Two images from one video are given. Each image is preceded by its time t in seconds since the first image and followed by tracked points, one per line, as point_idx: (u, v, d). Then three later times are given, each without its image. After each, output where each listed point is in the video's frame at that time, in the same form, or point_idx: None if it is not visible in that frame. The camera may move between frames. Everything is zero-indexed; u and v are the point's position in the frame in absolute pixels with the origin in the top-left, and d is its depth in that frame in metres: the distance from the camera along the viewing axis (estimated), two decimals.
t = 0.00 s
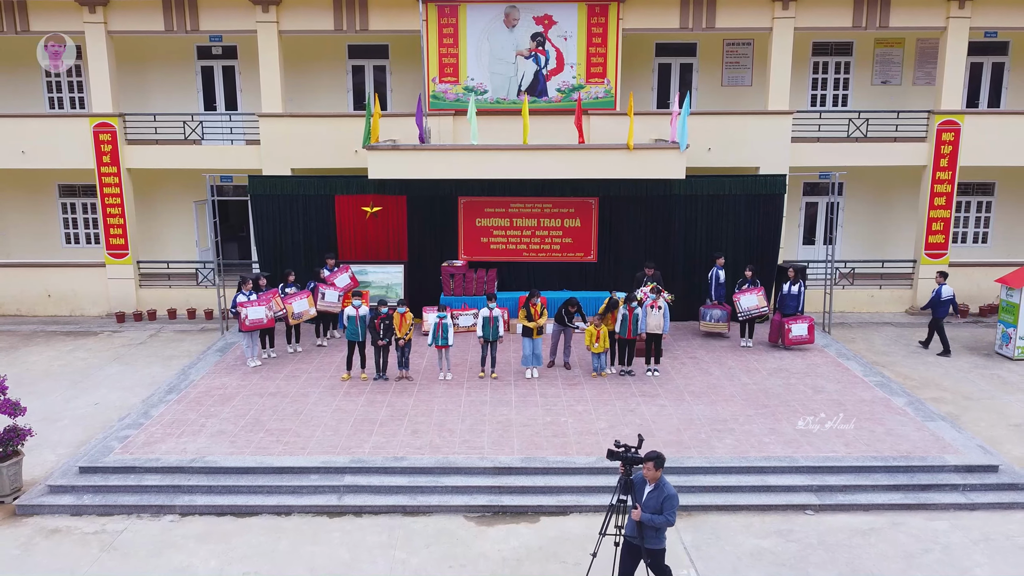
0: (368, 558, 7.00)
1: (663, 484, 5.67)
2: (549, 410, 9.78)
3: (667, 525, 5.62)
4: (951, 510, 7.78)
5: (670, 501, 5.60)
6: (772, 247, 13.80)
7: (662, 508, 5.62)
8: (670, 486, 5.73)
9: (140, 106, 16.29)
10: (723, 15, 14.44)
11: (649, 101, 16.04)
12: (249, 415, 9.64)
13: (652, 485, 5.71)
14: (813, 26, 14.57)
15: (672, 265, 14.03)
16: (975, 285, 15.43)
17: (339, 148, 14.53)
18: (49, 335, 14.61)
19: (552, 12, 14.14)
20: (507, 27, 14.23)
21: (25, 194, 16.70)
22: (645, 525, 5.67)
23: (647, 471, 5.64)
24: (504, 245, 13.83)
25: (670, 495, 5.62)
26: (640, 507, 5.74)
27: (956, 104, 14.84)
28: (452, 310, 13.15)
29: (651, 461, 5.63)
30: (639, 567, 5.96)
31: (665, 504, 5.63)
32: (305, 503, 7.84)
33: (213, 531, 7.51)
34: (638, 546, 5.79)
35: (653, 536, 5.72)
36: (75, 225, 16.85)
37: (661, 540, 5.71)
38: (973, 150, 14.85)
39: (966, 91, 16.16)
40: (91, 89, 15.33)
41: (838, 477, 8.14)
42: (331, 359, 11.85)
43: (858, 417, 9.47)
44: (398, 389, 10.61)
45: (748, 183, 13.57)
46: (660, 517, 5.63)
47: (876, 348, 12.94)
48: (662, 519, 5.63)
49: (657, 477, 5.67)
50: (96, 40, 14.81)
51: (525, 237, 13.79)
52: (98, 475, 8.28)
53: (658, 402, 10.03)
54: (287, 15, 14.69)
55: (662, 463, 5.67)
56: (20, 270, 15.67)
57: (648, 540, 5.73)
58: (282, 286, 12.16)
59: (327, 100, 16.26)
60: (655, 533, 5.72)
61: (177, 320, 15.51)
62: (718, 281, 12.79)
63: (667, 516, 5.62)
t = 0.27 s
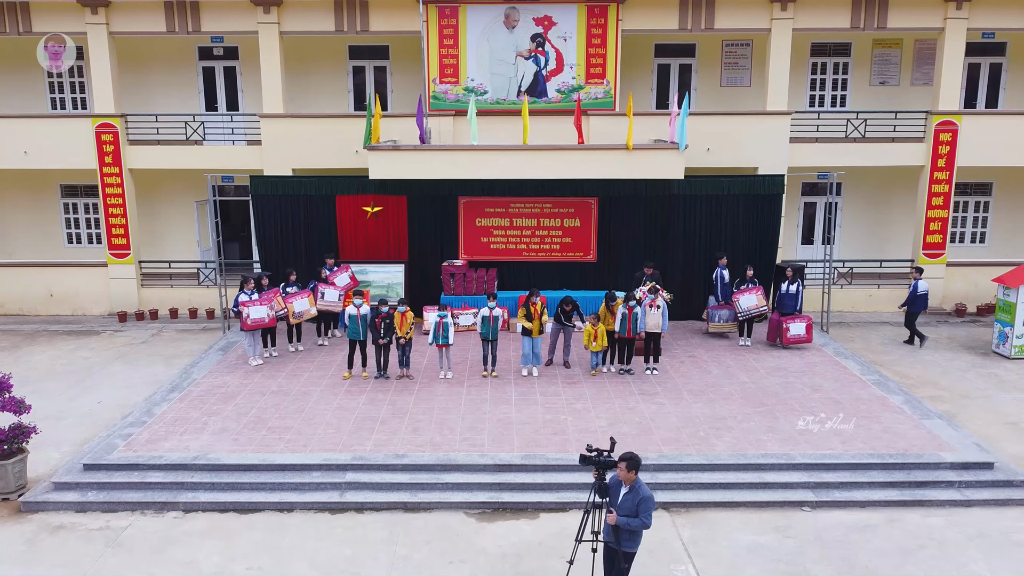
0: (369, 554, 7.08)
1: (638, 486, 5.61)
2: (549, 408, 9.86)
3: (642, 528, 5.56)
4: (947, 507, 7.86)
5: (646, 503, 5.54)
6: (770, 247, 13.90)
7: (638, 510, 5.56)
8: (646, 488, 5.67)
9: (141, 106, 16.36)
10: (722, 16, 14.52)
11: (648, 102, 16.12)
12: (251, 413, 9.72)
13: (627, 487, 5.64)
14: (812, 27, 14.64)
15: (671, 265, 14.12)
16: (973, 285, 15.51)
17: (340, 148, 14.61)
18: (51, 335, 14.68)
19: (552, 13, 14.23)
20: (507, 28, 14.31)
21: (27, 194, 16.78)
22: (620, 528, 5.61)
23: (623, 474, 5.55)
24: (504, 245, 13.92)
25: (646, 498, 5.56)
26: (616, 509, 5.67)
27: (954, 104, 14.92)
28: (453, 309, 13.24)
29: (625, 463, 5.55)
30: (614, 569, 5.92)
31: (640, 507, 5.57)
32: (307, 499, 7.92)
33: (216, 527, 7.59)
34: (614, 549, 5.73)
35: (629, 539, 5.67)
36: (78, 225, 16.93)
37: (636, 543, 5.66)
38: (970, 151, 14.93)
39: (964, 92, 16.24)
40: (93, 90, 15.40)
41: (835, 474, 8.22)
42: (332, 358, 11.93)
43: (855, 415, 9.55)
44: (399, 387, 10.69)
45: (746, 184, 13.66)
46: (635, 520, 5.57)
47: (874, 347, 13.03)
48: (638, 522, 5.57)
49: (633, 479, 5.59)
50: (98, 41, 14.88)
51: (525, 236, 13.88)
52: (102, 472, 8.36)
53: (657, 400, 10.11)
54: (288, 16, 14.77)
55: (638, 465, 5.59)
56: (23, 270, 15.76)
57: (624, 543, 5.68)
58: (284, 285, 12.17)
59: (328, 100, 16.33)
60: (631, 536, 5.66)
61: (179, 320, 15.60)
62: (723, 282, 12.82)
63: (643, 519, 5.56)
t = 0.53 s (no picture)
0: (372, 547, 7.21)
1: (613, 495, 5.50)
2: (549, 404, 10.00)
3: (611, 537, 5.47)
4: (939, 501, 7.99)
5: (617, 513, 5.44)
6: (767, 246, 14.06)
7: (608, 519, 5.47)
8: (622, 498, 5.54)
9: (144, 106, 16.50)
10: (720, 17, 14.65)
11: (647, 102, 16.26)
12: (255, 409, 9.86)
13: (602, 494, 5.55)
14: (809, 28, 14.77)
15: (670, 263, 14.25)
16: (969, 284, 15.65)
17: (341, 148, 14.74)
18: (55, 333, 14.81)
19: (551, 14, 14.36)
20: (506, 29, 14.44)
21: (31, 194, 16.91)
22: (591, 534, 5.55)
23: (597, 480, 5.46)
24: (504, 243, 14.05)
25: (618, 508, 5.44)
26: (589, 513, 5.61)
27: (950, 105, 15.06)
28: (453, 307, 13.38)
29: (600, 469, 5.45)
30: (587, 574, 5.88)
31: (611, 515, 5.47)
32: (310, 493, 8.05)
33: (221, 521, 7.72)
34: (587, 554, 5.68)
35: (600, 545, 5.60)
36: (81, 224, 17.07)
37: (607, 551, 5.58)
38: (966, 151, 15.06)
39: (960, 92, 16.37)
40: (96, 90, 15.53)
41: (830, 469, 8.35)
42: (334, 355, 12.06)
43: (850, 411, 9.68)
44: (400, 384, 10.83)
45: (744, 183, 13.80)
46: (605, 528, 5.48)
47: (870, 345, 13.16)
48: (607, 530, 5.48)
49: (608, 487, 5.48)
50: (102, 42, 15.01)
51: (524, 235, 14.02)
52: (108, 467, 8.49)
53: (655, 396, 10.25)
54: (290, 17, 14.90)
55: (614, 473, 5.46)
56: (26, 268, 15.89)
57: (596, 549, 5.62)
58: (286, 284, 12.32)
59: (329, 100, 16.46)
60: (603, 544, 5.59)
61: (182, 318, 15.73)
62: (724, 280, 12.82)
63: (613, 528, 5.46)
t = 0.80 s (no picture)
0: (375, 537, 7.38)
1: (586, 491, 5.55)
2: (548, 399, 10.17)
3: (578, 533, 5.50)
4: (931, 493, 8.16)
5: (587, 509, 5.48)
6: (764, 244, 14.21)
7: (577, 514, 5.52)
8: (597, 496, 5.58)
9: (148, 107, 16.67)
10: (718, 18, 14.83)
11: (645, 102, 16.43)
12: (259, 404, 10.03)
13: (576, 490, 5.61)
14: (806, 29, 14.94)
15: (668, 261, 14.43)
16: (964, 282, 15.82)
17: (343, 148, 14.91)
18: (60, 331, 14.99)
19: (551, 15, 14.54)
20: (506, 30, 14.62)
21: (35, 193, 17.08)
22: (561, 529, 5.60)
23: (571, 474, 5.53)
24: (504, 242, 14.22)
25: (589, 504, 5.49)
26: (562, 508, 5.68)
27: (945, 105, 15.23)
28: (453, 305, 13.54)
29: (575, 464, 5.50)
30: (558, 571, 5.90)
31: (581, 511, 5.51)
32: (315, 485, 8.22)
33: (228, 512, 7.89)
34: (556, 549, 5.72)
35: (569, 542, 5.64)
36: (85, 223, 17.24)
37: (575, 548, 5.61)
38: (961, 150, 15.24)
39: (955, 93, 16.55)
40: (101, 90, 15.70)
41: (823, 462, 8.52)
42: (337, 351, 12.24)
43: (845, 406, 9.85)
44: (402, 379, 11.00)
45: (741, 182, 13.96)
46: (574, 524, 5.53)
47: (865, 342, 13.33)
48: (576, 526, 5.52)
49: (582, 483, 5.53)
50: (106, 43, 15.18)
51: (524, 233, 14.18)
52: (117, 460, 8.67)
53: (652, 392, 10.43)
54: (292, 18, 15.07)
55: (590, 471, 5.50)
56: (31, 267, 16.06)
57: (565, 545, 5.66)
58: (290, 281, 12.53)
59: (331, 100, 16.64)
60: (573, 541, 5.62)
61: (186, 316, 15.90)
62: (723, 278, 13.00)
63: (581, 524, 5.50)
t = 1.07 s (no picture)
0: (379, 525, 7.59)
1: (558, 488, 5.67)
2: (548, 393, 10.38)
3: (545, 530, 5.59)
4: (920, 484, 8.37)
5: (556, 506, 5.58)
6: (761, 243, 14.39)
7: (547, 511, 5.62)
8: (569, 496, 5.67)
9: (152, 107, 16.87)
10: (715, 20, 15.04)
11: (644, 102, 16.65)
12: (265, 398, 10.25)
13: (549, 487, 5.73)
14: (802, 30, 15.15)
15: (666, 260, 14.63)
16: (958, 280, 16.03)
17: (346, 147, 15.11)
18: (66, 328, 15.19)
19: (550, 17, 14.76)
20: (507, 32, 14.83)
21: (41, 192, 17.28)
22: (532, 527, 5.70)
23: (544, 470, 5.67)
24: (504, 240, 14.40)
25: (558, 501, 5.59)
26: (535, 506, 5.79)
27: (939, 105, 15.44)
28: (454, 302, 13.75)
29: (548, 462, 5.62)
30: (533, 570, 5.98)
31: (550, 508, 5.63)
32: (320, 476, 8.43)
33: (235, 502, 8.11)
34: (528, 546, 5.82)
35: (540, 540, 5.73)
36: (90, 222, 17.44)
37: (546, 546, 5.70)
38: (955, 150, 15.45)
39: (949, 93, 16.76)
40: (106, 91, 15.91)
41: (816, 453, 8.73)
42: (340, 348, 12.45)
43: (838, 400, 10.06)
44: (404, 375, 11.22)
45: (738, 182, 14.15)
46: (543, 521, 5.63)
47: (860, 339, 13.54)
48: (545, 522, 5.62)
49: (554, 481, 5.65)
50: (112, 44, 15.39)
51: (524, 232, 14.37)
52: (126, 452, 8.89)
53: (649, 386, 10.64)
54: (295, 19, 15.27)
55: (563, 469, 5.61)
56: (37, 265, 16.27)
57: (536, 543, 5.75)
58: (293, 279, 12.76)
59: (333, 100, 16.84)
60: (544, 539, 5.72)
61: (190, 313, 16.10)
62: (719, 274, 13.40)
63: (549, 521, 5.60)
